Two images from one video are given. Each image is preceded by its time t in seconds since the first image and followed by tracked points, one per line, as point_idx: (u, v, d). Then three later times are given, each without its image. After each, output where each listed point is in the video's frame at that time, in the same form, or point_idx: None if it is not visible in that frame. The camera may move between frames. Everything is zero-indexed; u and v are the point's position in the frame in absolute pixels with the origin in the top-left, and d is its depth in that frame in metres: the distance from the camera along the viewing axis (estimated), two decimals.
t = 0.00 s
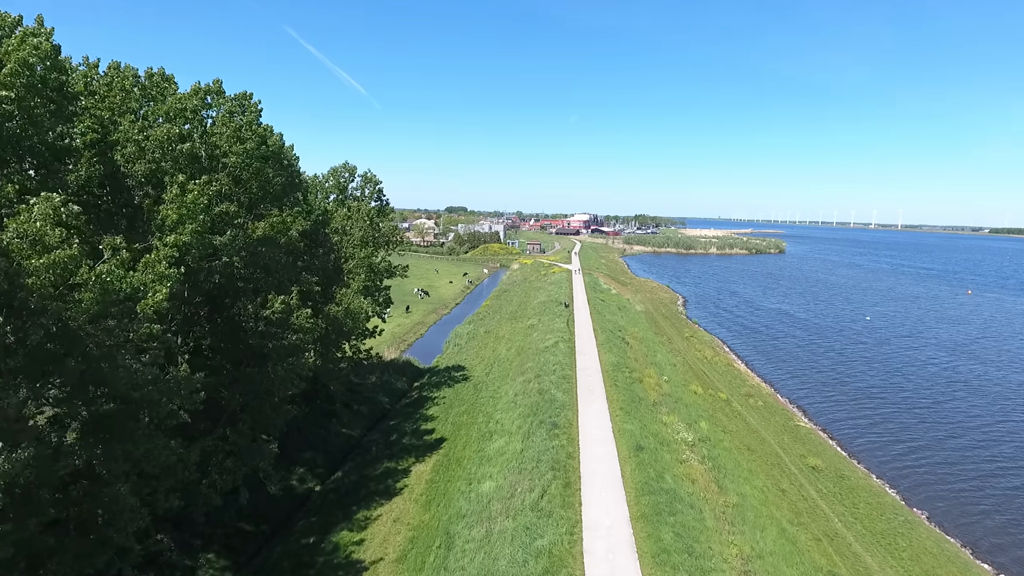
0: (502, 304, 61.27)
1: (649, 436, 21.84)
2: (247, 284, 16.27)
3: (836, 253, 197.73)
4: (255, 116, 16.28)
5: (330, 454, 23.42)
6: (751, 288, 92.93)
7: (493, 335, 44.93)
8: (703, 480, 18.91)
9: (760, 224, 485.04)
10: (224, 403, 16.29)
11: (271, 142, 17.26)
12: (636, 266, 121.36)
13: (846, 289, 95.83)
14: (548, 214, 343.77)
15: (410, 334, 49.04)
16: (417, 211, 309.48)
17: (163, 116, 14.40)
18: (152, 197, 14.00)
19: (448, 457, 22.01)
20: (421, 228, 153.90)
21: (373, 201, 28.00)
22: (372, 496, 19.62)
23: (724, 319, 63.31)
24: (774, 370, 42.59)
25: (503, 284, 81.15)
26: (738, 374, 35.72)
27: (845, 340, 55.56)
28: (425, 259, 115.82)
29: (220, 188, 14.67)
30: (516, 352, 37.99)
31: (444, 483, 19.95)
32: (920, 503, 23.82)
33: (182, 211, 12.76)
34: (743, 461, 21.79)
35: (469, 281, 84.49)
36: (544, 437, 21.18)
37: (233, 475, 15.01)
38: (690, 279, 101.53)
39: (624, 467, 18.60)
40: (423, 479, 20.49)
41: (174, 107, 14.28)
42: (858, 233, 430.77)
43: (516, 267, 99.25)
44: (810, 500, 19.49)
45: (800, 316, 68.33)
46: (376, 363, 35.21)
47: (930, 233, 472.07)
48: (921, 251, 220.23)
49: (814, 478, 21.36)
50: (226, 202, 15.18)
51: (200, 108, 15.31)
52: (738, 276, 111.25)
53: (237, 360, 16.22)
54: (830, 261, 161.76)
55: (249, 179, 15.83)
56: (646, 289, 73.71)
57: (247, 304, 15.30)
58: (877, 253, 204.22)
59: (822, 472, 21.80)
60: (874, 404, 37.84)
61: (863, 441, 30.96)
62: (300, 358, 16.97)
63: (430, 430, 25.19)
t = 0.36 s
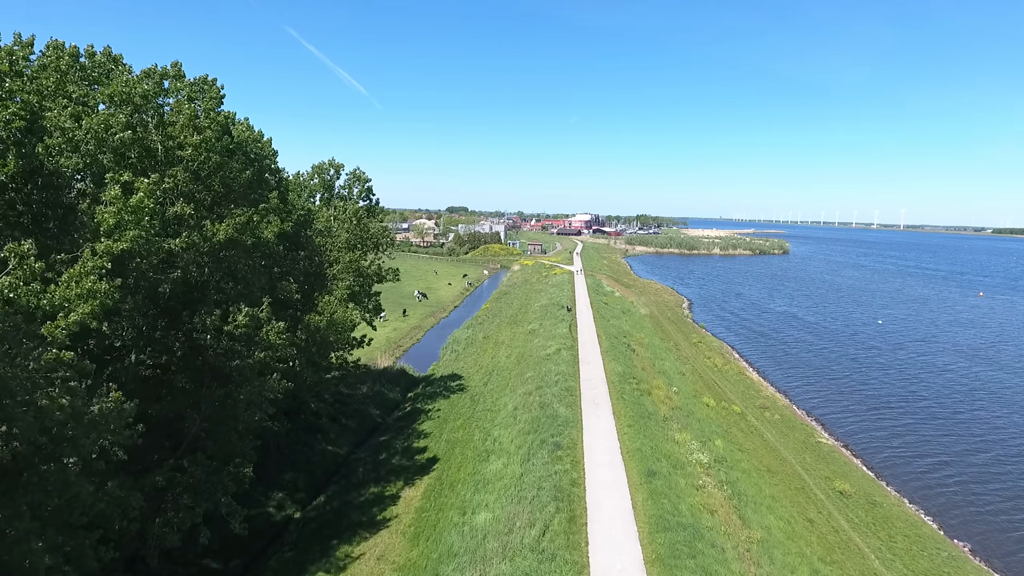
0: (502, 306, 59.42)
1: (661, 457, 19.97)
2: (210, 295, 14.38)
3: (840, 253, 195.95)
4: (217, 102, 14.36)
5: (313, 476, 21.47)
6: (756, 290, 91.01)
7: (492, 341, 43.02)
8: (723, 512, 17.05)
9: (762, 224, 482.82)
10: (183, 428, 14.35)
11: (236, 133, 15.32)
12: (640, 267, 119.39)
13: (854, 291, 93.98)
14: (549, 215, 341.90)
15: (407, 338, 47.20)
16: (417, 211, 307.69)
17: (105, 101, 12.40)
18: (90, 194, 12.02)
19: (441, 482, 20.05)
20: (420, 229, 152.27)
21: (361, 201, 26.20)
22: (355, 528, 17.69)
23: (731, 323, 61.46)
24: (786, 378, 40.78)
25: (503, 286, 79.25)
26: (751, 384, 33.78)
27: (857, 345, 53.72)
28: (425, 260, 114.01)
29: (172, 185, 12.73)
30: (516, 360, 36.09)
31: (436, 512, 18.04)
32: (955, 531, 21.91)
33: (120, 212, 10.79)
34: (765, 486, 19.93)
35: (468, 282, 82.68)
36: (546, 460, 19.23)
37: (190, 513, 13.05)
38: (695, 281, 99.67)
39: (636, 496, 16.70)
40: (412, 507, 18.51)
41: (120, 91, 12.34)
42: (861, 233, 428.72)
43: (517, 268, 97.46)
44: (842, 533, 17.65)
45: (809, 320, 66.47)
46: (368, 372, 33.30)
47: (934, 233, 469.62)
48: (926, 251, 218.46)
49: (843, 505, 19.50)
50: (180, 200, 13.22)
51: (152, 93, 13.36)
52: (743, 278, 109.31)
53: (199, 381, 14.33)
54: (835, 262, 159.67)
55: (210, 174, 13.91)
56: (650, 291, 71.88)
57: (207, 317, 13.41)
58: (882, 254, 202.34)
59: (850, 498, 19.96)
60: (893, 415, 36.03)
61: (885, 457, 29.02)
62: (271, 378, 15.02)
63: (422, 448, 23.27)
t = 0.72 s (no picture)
0: (502, 310, 57.51)
1: (677, 484, 18.09)
2: (162, 308, 12.56)
3: (844, 254, 194.03)
4: (166, 85, 12.51)
5: (292, 504, 19.51)
6: (762, 292, 89.00)
7: (492, 347, 41.06)
8: (748, 551, 15.18)
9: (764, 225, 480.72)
10: (129, 462, 12.42)
11: (190, 121, 13.45)
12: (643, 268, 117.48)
13: (862, 293, 92.02)
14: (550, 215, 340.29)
15: (403, 344, 45.30)
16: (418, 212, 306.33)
17: (28, 80, 10.65)
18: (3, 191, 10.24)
19: (432, 511, 18.12)
20: (420, 229, 150.43)
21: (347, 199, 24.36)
22: (335, 568, 15.71)
23: (738, 327, 59.53)
24: (800, 387, 38.87)
25: (504, 288, 77.35)
26: (765, 394, 31.83)
27: (871, 350, 51.80)
28: (425, 261, 112.18)
29: (107, 182, 10.95)
30: (516, 368, 34.17)
31: (425, 548, 16.13)
32: (997, 562, 19.97)
33: (35, 216, 9.02)
34: (791, 515, 18.06)
35: (468, 284, 80.76)
36: (547, 488, 17.29)
37: (134, 564, 11.08)
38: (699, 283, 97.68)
39: (649, 532, 14.80)
40: (399, 543, 16.57)
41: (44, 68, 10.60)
42: (864, 233, 426.59)
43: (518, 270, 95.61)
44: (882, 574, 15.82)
45: (819, 323, 64.49)
46: (358, 383, 31.40)
47: (937, 233, 467.22)
48: (931, 252, 216.52)
49: (880, 539, 17.66)
50: (120, 198, 11.41)
51: (86, 73, 11.62)
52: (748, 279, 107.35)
53: (147, 409, 12.44)
54: (841, 262, 157.66)
55: (161, 174, 12.16)
56: (655, 294, 69.97)
57: (150, 335, 11.49)
58: (887, 254, 200.47)
59: (886, 530, 18.11)
60: (914, 426, 34.13)
61: (913, 474, 27.02)
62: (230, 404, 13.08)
63: (413, 470, 21.35)
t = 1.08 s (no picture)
0: (502, 313, 55.48)
1: (696, 517, 16.18)
2: (96, 326, 10.65)
3: (849, 254, 191.92)
4: (95, 62, 10.57)
5: (266, 536, 17.56)
6: (769, 294, 86.99)
7: (491, 354, 39.14)
8: None
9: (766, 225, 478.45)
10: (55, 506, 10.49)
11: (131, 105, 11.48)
12: (646, 269, 115.43)
13: (871, 295, 89.92)
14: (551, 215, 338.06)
15: (398, 350, 43.33)
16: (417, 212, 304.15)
17: None
18: None
19: (421, 547, 16.18)
20: (420, 229, 148.51)
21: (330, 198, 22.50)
22: None
23: (746, 331, 57.48)
24: (816, 397, 36.82)
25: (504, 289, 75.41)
26: (782, 406, 29.90)
27: (886, 356, 49.71)
28: (423, 262, 110.17)
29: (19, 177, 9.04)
30: (516, 378, 32.15)
31: None
32: None
33: None
34: (824, 552, 16.17)
35: (467, 286, 78.74)
36: (549, 524, 15.35)
37: None
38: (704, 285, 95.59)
39: None
40: None
41: None
42: (867, 233, 424.32)
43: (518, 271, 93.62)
44: None
45: (830, 327, 62.39)
46: (347, 395, 29.44)
47: (940, 234, 464.94)
48: (937, 252, 214.40)
49: None
50: (38, 197, 9.52)
51: None
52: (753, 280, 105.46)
53: (76, 444, 10.49)
54: (845, 263, 155.67)
55: (96, 165, 10.31)
56: (659, 296, 67.92)
57: (72, 361, 9.53)
58: (892, 255, 198.30)
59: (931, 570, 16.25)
60: (939, 439, 32.08)
61: (945, 494, 25.08)
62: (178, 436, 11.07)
63: (402, 496, 19.43)
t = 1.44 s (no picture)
0: (501, 317, 53.57)
1: (719, 559, 14.24)
2: None
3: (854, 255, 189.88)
4: None
5: None
6: (775, 296, 85.05)
7: (490, 362, 37.21)
8: None
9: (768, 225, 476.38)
10: None
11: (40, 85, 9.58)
12: (649, 271, 113.41)
13: (880, 297, 87.92)
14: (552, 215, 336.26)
15: (392, 356, 41.41)
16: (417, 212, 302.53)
17: None
18: None
19: None
20: (419, 229, 146.53)
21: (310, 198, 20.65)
22: None
23: (754, 335, 55.55)
24: (832, 409, 34.90)
25: (504, 292, 73.47)
26: (800, 420, 27.97)
27: (902, 363, 47.75)
28: (422, 263, 108.24)
29: None
30: (516, 390, 30.19)
31: None
32: None
33: None
34: None
35: (466, 288, 76.87)
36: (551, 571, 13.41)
37: None
38: (708, 286, 93.70)
39: None
40: None
41: None
42: (869, 233, 422.20)
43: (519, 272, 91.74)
44: None
45: (841, 331, 60.41)
46: (334, 409, 27.52)
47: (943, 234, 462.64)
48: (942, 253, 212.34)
49: None
50: None
51: None
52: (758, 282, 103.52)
53: None
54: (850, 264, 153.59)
55: None
56: (664, 299, 66.01)
57: None
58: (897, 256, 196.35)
59: None
60: (967, 455, 30.11)
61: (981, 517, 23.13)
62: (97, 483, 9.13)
63: (389, 529, 17.48)
